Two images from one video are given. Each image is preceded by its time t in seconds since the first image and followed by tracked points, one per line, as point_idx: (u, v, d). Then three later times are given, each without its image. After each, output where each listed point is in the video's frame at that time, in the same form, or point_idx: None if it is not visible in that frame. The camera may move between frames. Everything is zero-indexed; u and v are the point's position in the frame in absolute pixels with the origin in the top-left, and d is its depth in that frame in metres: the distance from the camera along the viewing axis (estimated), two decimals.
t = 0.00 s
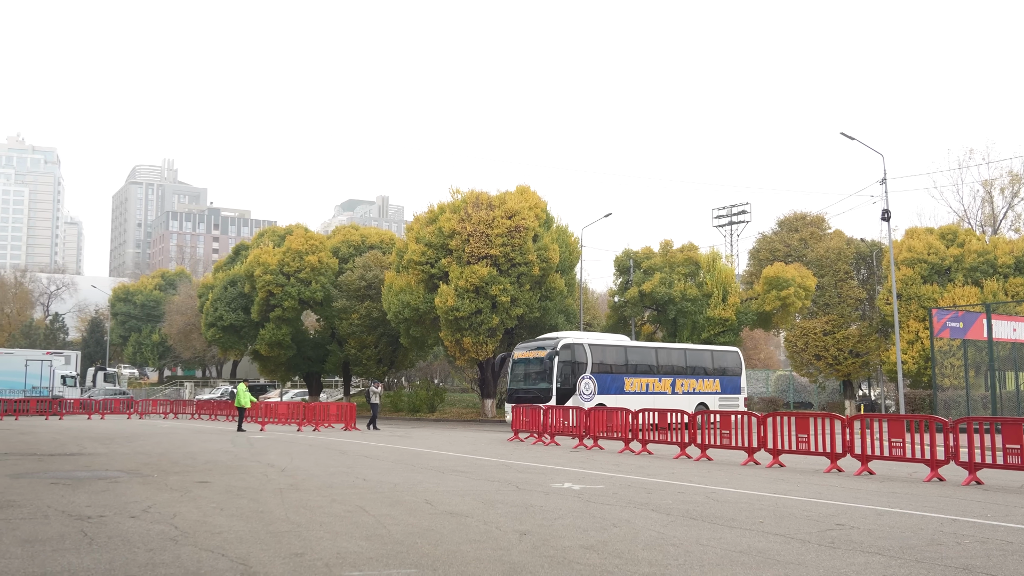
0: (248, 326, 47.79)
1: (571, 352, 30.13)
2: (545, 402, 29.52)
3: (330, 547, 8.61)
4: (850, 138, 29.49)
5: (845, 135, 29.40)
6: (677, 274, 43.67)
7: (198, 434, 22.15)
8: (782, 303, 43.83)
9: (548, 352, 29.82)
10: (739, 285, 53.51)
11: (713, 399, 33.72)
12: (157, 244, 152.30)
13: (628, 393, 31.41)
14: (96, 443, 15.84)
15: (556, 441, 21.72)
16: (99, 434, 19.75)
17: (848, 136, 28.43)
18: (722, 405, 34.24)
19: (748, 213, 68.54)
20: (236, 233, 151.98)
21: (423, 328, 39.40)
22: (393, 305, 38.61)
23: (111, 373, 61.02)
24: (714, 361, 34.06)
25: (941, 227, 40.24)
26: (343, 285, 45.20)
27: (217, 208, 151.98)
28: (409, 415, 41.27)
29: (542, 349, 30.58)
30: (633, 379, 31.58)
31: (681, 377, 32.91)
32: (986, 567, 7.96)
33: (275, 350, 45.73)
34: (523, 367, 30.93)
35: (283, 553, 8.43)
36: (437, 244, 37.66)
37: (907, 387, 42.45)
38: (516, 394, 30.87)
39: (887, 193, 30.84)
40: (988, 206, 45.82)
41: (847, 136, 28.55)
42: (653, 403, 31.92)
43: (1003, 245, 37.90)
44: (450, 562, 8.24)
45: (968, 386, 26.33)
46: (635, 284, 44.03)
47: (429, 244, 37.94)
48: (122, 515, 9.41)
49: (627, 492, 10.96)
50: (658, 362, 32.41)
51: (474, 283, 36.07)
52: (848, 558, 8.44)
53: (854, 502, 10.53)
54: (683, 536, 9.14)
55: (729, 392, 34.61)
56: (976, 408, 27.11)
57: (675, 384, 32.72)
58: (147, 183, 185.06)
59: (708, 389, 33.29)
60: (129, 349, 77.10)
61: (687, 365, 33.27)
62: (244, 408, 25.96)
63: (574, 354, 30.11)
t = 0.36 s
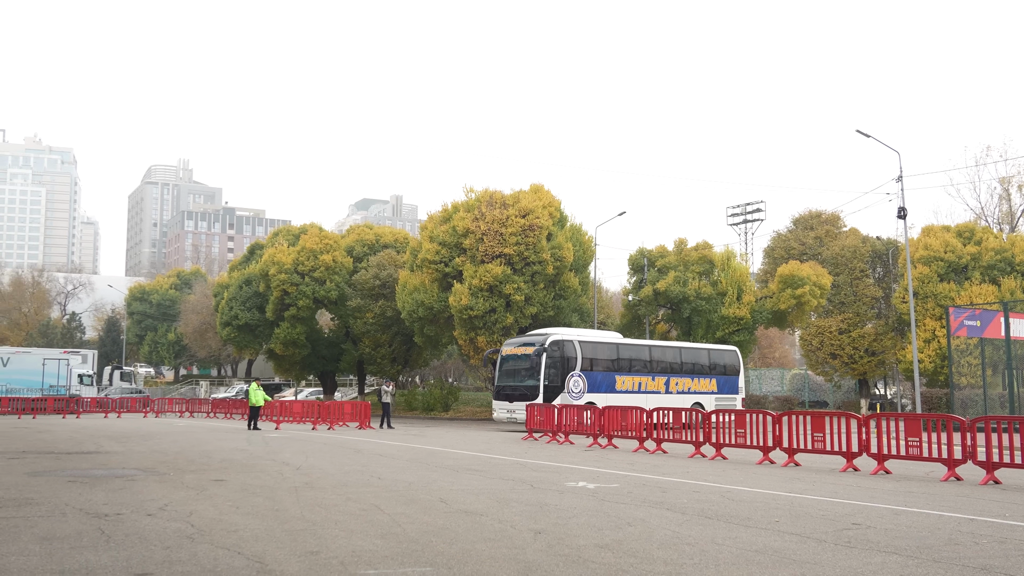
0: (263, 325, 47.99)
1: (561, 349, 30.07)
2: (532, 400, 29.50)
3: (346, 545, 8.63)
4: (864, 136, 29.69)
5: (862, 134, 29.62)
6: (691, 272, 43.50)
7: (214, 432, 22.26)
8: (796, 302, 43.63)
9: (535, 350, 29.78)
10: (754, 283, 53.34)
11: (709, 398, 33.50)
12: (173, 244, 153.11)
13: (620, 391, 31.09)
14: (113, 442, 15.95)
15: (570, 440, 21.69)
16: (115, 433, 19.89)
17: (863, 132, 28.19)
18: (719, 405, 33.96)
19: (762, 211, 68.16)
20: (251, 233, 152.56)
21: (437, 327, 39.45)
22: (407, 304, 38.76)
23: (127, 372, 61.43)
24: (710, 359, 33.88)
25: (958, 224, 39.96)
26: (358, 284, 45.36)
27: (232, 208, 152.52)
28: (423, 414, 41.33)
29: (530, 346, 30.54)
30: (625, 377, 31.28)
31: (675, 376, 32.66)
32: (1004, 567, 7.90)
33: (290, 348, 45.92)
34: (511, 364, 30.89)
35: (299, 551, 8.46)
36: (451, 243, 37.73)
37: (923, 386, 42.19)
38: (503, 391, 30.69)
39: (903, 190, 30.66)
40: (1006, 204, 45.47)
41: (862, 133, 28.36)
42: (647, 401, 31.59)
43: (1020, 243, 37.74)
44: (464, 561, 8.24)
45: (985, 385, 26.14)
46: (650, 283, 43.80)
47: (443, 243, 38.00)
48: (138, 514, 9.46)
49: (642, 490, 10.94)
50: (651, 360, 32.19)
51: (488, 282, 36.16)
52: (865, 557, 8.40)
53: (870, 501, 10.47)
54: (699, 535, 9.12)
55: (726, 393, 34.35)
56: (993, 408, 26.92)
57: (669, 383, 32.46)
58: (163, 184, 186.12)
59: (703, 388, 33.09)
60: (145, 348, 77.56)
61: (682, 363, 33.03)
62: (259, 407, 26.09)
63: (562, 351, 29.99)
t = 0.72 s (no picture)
0: (276, 324, 48.14)
1: (544, 347, 29.77)
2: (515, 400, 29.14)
3: (359, 545, 8.64)
4: (879, 135, 30.04)
5: (874, 133, 29.81)
6: (704, 272, 43.35)
7: (227, 432, 22.35)
8: (810, 302, 43.41)
9: (518, 349, 29.44)
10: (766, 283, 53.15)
11: (700, 398, 33.30)
12: (186, 244, 153.74)
13: (608, 391, 30.77)
14: (125, 441, 16.02)
15: (582, 440, 21.66)
16: (129, 432, 19.98)
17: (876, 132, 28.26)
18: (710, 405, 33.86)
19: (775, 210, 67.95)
20: (264, 232, 152.97)
21: (449, 326, 39.43)
22: (419, 304, 38.84)
23: (140, 372, 61.78)
24: (702, 358, 33.64)
25: (972, 224, 39.68)
26: (370, 284, 45.51)
27: (245, 208, 152.92)
28: (435, 413, 41.41)
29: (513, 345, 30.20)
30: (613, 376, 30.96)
31: (666, 375, 32.36)
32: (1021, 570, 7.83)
33: (303, 348, 46.22)
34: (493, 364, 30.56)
35: (312, 550, 8.47)
36: (463, 243, 37.76)
37: (938, 388, 41.95)
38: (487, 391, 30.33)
39: (917, 190, 30.47)
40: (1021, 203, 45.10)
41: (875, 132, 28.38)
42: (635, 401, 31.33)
43: None
44: (477, 561, 8.24)
45: (1000, 386, 25.94)
46: (663, 283, 43.75)
47: (456, 243, 38.06)
48: (153, 512, 9.50)
49: (654, 490, 10.92)
50: (640, 359, 31.86)
51: (500, 282, 36.25)
52: (879, 559, 8.36)
53: (884, 502, 10.42)
54: (712, 536, 9.10)
55: (719, 392, 34.16)
56: (1007, 409, 26.76)
57: (659, 383, 32.17)
58: (176, 183, 186.97)
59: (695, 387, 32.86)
60: (159, 348, 77.87)
61: (673, 363, 32.70)
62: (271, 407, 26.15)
63: (546, 350, 29.71)
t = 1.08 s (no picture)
0: (289, 325, 48.43)
1: (529, 346, 29.41)
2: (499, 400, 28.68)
3: (372, 545, 8.66)
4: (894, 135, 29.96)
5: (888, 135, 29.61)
6: (717, 273, 43.23)
7: (241, 432, 22.45)
8: (823, 301, 43.17)
9: (502, 348, 28.97)
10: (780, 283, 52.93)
11: (692, 398, 32.81)
12: (200, 244, 154.36)
13: (596, 391, 30.29)
14: (141, 441, 16.10)
15: (595, 440, 21.64)
16: (144, 432, 20.13)
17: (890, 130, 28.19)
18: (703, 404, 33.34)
19: (789, 209, 68.01)
20: (278, 233, 153.48)
21: (462, 327, 39.42)
22: (432, 304, 39.03)
23: (155, 372, 62.17)
24: (694, 357, 33.15)
25: (988, 223, 39.29)
26: (383, 284, 45.65)
27: (259, 208, 153.36)
28: (448, 414, 41.61)
29: (497, 343, 29.89)
30: (600, 375, 30.45)
31: (656, 374, 31.85)
32: None
33: (316, 348, 46.33)
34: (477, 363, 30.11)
35: (326, 550, 8.49)
36: (476, 243, 37.81)
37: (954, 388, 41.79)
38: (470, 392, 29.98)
39: (932, 190, 30.26)
40: None
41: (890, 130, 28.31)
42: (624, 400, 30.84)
43: None
44: (491, 561, 8.24)
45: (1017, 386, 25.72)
46: (675, 283, 43.58)
47: (468, 243, 38.11)
48: (168, 512, 9.54)
49: (668, 491, 10.90)
50: (629, 358, 31.36)
51: (512, 282, 36.27)
52: (895, 560, 8.30)
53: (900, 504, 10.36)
54: (726, 537, 9.07)
55: (712, 391, 33.64)
56: None
57: (649, 382, 31.67)
58: (190, 184, 187.87)
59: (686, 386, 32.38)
60: (173, 348, 78.29)
61: (664, 361, 32.21)
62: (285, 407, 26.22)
63: (530, 349, 29.30)
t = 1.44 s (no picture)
0: (309, 320, 49.19)
1: (521, 338, 28.85)
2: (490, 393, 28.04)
3: (392, 539, 8.68)
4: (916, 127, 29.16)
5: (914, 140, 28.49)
6: (736, 267, 42.99)
7: (261, 426, 22.61)
8: (844, 296, 42.47)
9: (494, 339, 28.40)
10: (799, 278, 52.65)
11: (688, 393, 32.54)
12: (219, 240, 155.24)
13: (589, 384, 29.96)
14: (162, 436, 16.22)
15: (614, 435, 21.62)
16: (165, 428, 20.30)
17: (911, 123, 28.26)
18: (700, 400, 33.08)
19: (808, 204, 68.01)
20: (296, 229, 154.19)
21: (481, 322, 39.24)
22: (450, 299, 39.03)
23: (175, 368, 62.71)
24: (691, 352, 32.88)
25: (1011, 217, 38.67)
26: (401, 280, 45.76)
27: (277, 204, 154.01)
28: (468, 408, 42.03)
29: (488, 334, 29.27)
30: (594, 369, 30.12)
31: (651, 369, 31.57)
32: None
33: (335, 344, 46.45)
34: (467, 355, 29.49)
35: (346, 544, 8.52)
36: (493, 239, 37.79)
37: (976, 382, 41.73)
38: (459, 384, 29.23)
39: (955, 183, 30.04)
40: None
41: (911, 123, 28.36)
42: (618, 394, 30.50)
43: None
44: (510, 555, 8.25)
45: None
46: (694, 278, 43.59)
47: (486, 238, 38.11)
48: (189, 506, 9.60)
49: (687, 486, 10.88)
50: (624, 352, 31.06)
51: (531, 278, 36.29)
52: (916, 556, 8.24)
53: (921, 499, 10.28)
54: (746, 532, 9.03)
55: (709, 388, 33.39)
56: None
57: (644, 377, 31.38)
58: (209, 181, 189.02)
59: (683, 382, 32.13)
60: (193, 344, 78.99)
61: (659, 356, 31.93)
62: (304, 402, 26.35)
63: (521, 341, 28.77)
